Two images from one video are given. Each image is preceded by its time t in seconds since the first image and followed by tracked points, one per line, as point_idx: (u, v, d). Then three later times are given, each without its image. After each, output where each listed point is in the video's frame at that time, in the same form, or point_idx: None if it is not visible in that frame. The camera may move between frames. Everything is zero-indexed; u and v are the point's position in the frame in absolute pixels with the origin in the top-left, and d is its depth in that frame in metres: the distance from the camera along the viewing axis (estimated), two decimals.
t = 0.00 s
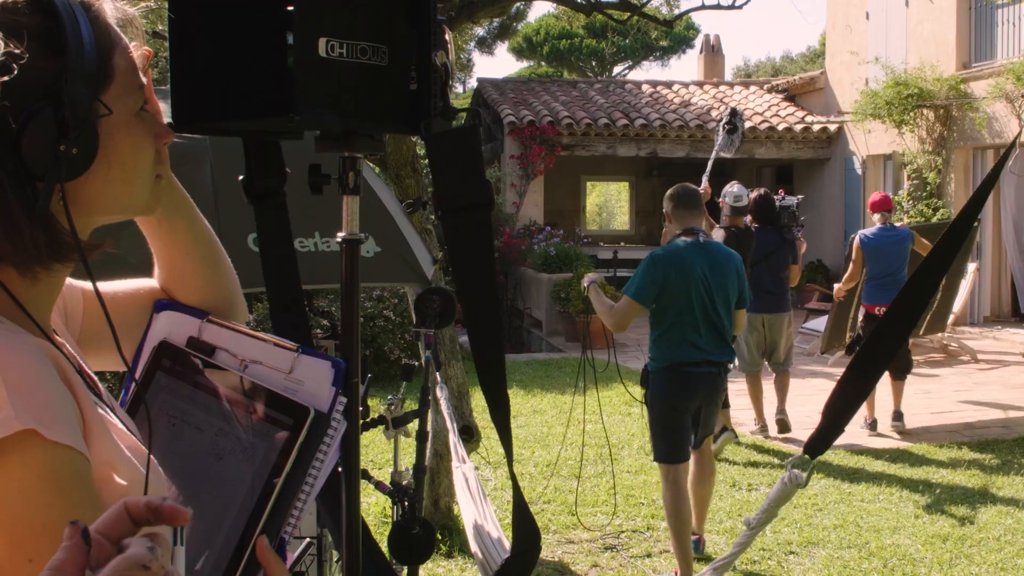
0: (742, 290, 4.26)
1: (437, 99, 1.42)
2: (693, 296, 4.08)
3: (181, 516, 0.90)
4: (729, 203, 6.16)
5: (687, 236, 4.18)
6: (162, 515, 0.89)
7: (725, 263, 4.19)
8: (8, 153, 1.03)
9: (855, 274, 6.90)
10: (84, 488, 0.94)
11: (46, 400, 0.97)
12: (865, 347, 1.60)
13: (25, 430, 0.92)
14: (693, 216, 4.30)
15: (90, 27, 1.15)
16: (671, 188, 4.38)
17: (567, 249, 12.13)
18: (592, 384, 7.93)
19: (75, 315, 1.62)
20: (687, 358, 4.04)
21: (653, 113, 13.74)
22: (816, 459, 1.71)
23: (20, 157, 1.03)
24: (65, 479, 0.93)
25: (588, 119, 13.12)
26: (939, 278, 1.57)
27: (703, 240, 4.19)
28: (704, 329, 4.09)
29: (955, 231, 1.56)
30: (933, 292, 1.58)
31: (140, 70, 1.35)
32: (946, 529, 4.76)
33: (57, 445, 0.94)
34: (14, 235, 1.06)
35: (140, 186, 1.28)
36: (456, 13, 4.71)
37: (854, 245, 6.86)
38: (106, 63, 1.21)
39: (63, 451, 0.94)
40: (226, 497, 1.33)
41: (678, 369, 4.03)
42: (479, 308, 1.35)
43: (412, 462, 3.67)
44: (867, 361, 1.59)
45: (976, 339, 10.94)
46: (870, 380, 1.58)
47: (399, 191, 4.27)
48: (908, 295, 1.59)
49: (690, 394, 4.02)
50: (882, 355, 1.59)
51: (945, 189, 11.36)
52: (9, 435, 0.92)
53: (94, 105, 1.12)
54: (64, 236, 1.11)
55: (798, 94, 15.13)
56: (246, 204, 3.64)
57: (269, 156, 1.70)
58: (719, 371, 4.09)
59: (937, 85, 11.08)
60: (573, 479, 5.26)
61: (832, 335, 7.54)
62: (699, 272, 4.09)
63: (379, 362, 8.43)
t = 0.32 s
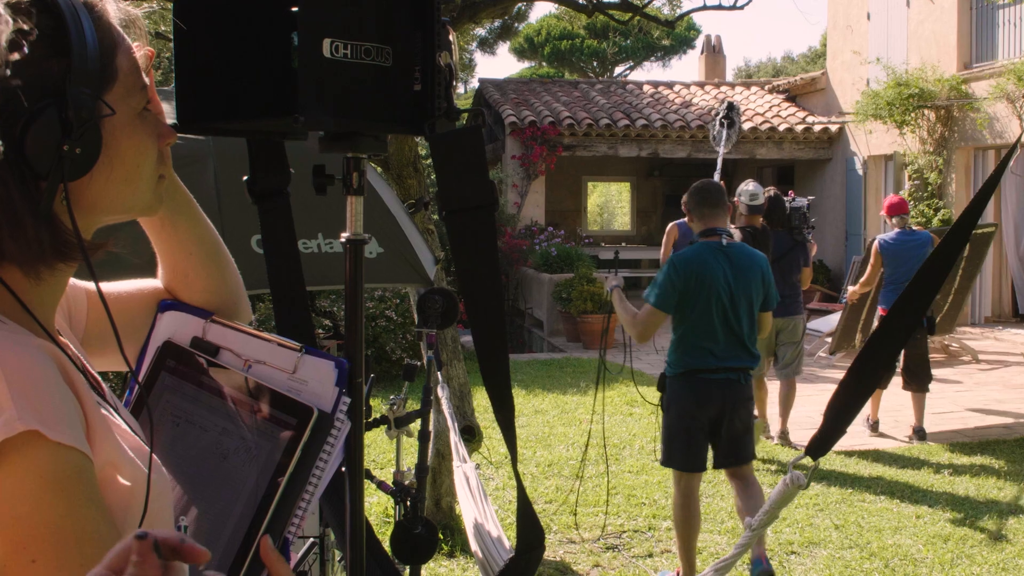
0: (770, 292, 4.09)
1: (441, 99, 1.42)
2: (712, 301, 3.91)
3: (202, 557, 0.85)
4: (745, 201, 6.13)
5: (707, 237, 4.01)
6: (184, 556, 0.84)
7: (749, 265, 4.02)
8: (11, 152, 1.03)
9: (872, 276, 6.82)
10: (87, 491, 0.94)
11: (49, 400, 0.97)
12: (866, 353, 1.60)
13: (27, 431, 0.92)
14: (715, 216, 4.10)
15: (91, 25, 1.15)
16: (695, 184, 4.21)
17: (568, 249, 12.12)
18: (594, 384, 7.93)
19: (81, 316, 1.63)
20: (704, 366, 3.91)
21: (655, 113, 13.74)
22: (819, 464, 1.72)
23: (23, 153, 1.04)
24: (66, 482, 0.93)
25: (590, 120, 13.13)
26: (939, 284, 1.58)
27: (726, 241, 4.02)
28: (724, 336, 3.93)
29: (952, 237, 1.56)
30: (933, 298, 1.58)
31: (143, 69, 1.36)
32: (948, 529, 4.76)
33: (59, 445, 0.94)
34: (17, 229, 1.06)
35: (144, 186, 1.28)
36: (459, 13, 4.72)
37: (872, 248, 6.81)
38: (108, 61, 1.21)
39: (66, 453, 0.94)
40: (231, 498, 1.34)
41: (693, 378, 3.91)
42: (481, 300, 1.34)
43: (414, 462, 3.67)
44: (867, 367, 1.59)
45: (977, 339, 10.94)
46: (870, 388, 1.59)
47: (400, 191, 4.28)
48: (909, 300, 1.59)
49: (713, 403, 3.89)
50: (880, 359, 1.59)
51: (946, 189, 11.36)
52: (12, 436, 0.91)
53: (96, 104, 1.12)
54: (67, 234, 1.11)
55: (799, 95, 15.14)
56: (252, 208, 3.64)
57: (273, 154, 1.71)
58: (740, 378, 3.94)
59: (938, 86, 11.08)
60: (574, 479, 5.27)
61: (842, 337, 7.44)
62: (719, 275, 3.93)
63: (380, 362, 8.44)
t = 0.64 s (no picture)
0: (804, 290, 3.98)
1: (442, 99, 1.42)
2: (741, 295, 3.81)
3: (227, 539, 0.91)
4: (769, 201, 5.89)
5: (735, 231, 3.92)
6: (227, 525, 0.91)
7: (781, 260, 3.91)
8: (9, 149, 1.03)
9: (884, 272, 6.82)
10: (84, 488, 0.95)
11: (50, 403, 0.97)
12: (868, 350, 1.60)
13: (26, 432, 0.92)
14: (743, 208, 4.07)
15: (92, 23, 1.14)
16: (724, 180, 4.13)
17: (568, 248, 12.12)
18: (593, 383, 7.94)
19: (77, 316, 1.63)
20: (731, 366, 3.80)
21: (655, 113, 13.73)
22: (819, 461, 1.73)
23: (24, 151, 1.03)
24: (66, 482, 0.93)
25: (590, 119, 13.13)
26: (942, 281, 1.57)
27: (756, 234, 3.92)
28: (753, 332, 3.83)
29: (956, 230, 1.56)
30: (935, 297, 1.58)
31: (142, 68, 1.36)
32: (947, 529, 4.76)
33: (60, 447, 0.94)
34: (17, 226, 1.06)
35: (143, 186, 1.29)
36: (459, 12, 4.72)
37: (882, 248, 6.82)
38: (108, 59, 1.22)
39: (66, 456, 0.94)
40: (229, 499, 1.34)
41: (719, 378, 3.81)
42: (486, 300, 1.35)
43: (413, 461, 3.67)
44: (868, 368, 1.60)
45: (977, 340, 10.94)
46: (870, 388, 1.59)
47: (400, 190, 4.29)
48: (909, 300, 1.59)
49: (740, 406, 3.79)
50: (879, 359, 1.59)
51: (946, 189, 11.35)
52: (10, 436, 0.91)
53: (95, 103, 1.12)
54: (66, 232, 1.12)
55: (799, 95, 15.14)
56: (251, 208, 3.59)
57: (276, 154, 1.71)
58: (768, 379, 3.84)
59: (938, 86, 11.09)
60: (574, 479, 5.27)
61: (849, 340, 7.36)
62: (747, 268, 3.83)
63: (380, 362, 8.44)
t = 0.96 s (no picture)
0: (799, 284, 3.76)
1: (440, 89, 1.42)
2: (706, 288, 3.73)
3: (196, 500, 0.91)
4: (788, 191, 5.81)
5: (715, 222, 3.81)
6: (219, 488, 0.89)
7: (762, 252, 3.71)
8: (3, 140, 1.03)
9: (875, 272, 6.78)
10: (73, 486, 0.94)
11: (36, 389, 0.97)
12: (866, 344, 1.60)
13: (18, 424, 0.92)
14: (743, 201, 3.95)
15: (86, 13, 1.14)
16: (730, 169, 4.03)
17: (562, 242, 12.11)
18: (588, 377, 7.94)
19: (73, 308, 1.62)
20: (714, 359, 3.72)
21: (649, 107, 13.73)
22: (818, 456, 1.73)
23: (15, 142, 1.03)
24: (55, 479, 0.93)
25: (584, 113, 13.12)
26: (940, 275, 1.58)
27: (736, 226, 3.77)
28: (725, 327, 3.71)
29: (954, 225, 1.57)
30: (930, 292, 1.59)
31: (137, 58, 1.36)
32: (941, 522, 4.78)
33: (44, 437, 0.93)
34: (14, 221, 1.07)
35: (138, 177, 1.29)
36: (455, 4, 4.70)
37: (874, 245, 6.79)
38: (105, 49, 1.22)
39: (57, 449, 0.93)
40: (224, 490, 1.33)
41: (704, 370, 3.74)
42: (485, 294, 1.34)
43: (409, 454, 3.67)
44: (865, 362, 1.60)
45: (972, 333, 10.95)
46: (872, 382, 1.59)
47: (395, 183, 4.28)
48: (905, 296, 1.59)
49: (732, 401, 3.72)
50: (876, 356, 1.59)
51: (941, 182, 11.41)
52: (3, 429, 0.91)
53: (89, 90, 1.12)
54: (59, 223, 1.12)
55: (794, 88, 15.14)
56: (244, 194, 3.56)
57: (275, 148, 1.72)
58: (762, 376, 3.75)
59: (933, 80, 11.09)
60: (568, 472, 5.28)
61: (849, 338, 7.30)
62: (716, 260, 3.72)
63: (374, 355, 8.44)
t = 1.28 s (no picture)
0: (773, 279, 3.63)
1: (436, 87, 1.42)
2: (677, 282, 3.81)
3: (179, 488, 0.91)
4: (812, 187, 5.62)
5: (704, 216, 3.85)
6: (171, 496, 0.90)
7: (728, 250, 3.67)
8: None
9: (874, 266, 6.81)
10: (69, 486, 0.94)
11: (28, 388, 0.97)
12: (863, 344, 1.60)
13: (10, 426, 0.92)
14: (738, 196, 3.95)
15: (78, 9, 1.13)
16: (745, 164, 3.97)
17: (554, 240, 12.13)
18: (580, 375, 7.94)
19: (64, 305, 1.62)
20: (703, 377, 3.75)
21: (641, 105, 13.73)
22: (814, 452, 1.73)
23: (9, 142, 1.03)
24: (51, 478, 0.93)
25: (576, 111, 13.12)
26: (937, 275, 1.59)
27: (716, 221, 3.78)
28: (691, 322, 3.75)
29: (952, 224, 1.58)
30: (930, 290, 1.60)
31: (131, 58, 1.35)
32: (933, 521, 4.78)
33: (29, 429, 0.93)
34: (10, 219, 1.07)
35: (132, 175, 1.28)
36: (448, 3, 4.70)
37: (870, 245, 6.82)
38: (97, 45, 1.21)
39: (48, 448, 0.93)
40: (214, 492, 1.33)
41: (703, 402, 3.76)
42: (482, 292, 1.34)
43: (402, 453, 3.66)
44: (862, 362, 1.60)
45: (962, 332, 10.98)
46: (872, 382, 1.59)
47: (388, 181, 4.28)
48: (903, 296, 1.60)
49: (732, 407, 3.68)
50: (873, 359, 1.59)
51: (932, 182, 11.42)
52: None
53: (82, 86, 1.11)
54: (54, 223, 1.12)
55: (786, 87, 15.16)
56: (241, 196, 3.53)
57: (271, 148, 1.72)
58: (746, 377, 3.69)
59: (925, 79, 11.10)
60: (561, 471, 5.28)
61: (841, 336, 7.29)
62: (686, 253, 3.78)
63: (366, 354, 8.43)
